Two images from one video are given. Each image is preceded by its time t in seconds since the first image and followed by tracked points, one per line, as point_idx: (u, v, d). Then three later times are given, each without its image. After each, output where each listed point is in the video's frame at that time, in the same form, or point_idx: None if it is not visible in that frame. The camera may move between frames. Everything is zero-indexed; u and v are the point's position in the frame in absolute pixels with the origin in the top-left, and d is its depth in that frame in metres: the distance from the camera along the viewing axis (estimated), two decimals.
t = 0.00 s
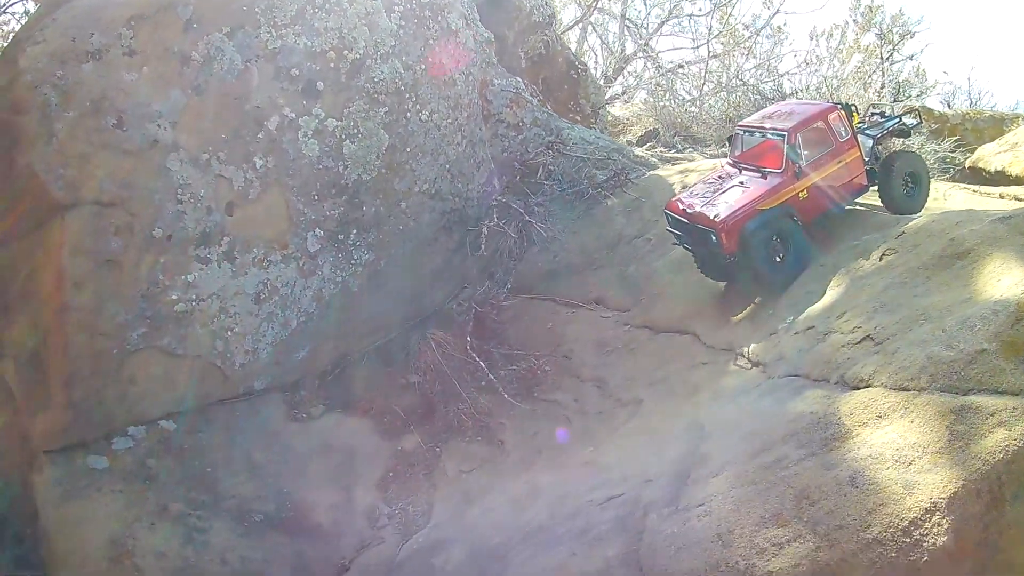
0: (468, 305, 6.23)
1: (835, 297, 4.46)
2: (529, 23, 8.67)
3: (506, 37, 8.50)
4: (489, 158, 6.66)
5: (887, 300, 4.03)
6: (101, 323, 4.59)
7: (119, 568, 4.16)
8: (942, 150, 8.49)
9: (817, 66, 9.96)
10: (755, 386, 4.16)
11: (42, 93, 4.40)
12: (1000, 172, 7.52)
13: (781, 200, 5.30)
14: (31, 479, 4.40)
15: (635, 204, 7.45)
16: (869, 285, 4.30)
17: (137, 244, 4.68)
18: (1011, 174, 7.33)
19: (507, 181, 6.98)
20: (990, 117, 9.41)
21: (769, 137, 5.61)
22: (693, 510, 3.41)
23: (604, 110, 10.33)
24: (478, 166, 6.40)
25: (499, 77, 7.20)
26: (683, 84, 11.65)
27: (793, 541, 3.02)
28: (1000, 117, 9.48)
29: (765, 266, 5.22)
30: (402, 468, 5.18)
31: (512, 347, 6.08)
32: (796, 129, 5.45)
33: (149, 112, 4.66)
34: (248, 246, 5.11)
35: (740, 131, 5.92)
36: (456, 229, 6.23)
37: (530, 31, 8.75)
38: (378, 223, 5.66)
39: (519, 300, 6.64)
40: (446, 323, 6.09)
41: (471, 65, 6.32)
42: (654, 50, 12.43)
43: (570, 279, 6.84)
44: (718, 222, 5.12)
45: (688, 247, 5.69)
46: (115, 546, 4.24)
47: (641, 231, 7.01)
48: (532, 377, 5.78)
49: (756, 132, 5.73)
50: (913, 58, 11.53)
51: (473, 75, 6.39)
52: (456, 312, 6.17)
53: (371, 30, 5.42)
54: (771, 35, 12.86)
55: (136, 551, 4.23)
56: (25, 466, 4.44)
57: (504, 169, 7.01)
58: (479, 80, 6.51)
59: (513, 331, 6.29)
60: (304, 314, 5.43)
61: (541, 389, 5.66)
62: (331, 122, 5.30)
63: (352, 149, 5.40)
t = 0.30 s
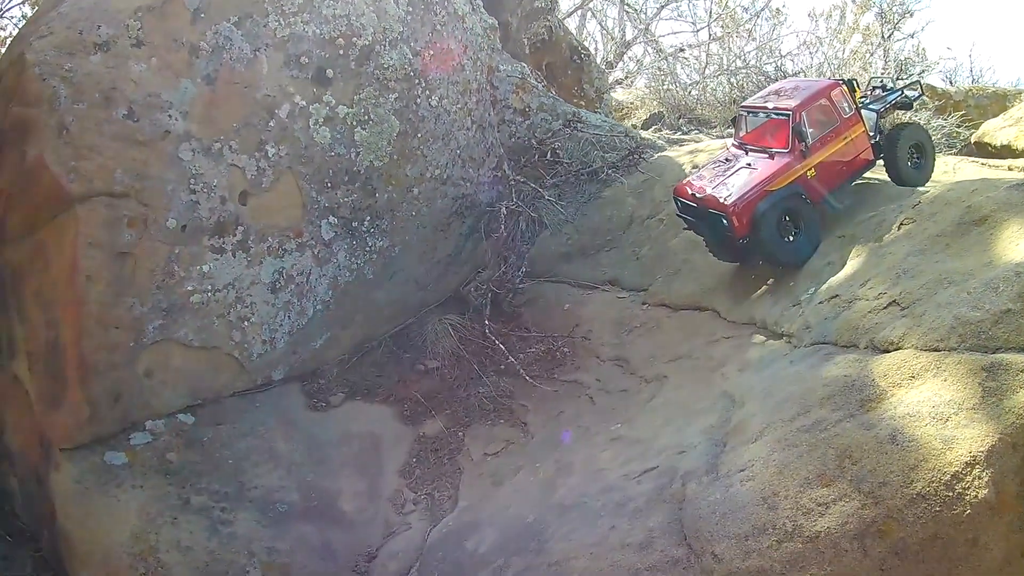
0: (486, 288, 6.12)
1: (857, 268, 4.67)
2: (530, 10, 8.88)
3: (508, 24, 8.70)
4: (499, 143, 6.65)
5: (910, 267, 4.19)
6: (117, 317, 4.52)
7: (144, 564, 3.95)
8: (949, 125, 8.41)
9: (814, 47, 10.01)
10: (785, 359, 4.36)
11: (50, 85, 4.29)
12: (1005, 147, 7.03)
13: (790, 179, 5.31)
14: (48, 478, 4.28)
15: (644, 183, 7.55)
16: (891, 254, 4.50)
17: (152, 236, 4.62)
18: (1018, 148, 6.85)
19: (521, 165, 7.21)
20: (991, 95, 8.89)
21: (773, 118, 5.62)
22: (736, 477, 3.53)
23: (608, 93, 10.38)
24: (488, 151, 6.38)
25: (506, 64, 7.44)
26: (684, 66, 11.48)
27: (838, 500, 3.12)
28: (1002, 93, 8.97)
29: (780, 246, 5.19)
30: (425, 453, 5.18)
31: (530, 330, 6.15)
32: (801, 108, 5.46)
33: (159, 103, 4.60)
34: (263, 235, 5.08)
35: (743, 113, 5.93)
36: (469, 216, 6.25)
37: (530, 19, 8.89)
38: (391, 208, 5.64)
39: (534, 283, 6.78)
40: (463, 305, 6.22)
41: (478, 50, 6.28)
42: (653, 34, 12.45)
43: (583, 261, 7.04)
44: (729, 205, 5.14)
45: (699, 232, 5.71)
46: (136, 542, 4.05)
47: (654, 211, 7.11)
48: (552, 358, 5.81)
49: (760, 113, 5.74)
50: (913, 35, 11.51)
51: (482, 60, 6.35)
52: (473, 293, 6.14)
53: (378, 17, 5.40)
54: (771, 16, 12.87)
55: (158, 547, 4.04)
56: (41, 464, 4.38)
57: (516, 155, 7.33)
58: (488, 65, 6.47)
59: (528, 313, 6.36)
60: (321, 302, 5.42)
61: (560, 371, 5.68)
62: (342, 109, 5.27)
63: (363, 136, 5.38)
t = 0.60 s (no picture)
0: (492, 269, 6.11)
1: (866, 243, 4.70)
2: None
3: (508, 9, 8.73)
4: (501, 127, 6.60)
5: (920, 240, 4.23)
6: (123, 305, 4.46)
7: (154, 555, 3.90)
8: (951, 104, 8.36)
9: (812, 31, 10.01)
10: (797, 332, 4.39)
11: (53, 73, 4.23)
12: (1008, 127, 7.09)
13: (788, 163, 5.33)
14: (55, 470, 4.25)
15: (645, 167, 7.58)
16: (900, 227, 4.55)
17: (157, 222, 4.56)
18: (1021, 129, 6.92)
19: (526, 147, 7.32)
20: (992, 76, 8.99)
21: (768, 102, 5.61)
22: (756, 447, 3.55)
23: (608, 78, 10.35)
24: (491, 135, 6.34)
25: (506, 48, 7.65)
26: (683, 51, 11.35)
27: (859, 469, 3.14)
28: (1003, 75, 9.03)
29: (782, 231, 5.20)
30: (435, 437, 5.17)
31: (536, 312, 6.13)
32: (795, 91, 5.46)
33: (162, 89, 4.55)
34: (268, 220, 5.02)
35: (737, 97, 5.92)
36: (472, 198, 6.15)
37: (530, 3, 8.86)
38: (395, 192, 5.58)
39: (538, 266, 6.73)
40: (471, 289, 6.20)
41: (480, 34, 6.22)
42: (651, 18, 12.40)
43: (591, 241, 6.99)
44: (729, 193, 5.16)
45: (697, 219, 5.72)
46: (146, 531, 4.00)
47: (658, 193, 7.14)
48: (558, 339, 5.81)
49: (754, 97, 5.74)
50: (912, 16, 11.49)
51: (484, 43, 6.29)
52: (478, 275, 6.13)
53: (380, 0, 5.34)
54: None
55: (169, 536, 3.98)
56: (50, 456, 4.37)
57: (519, 139, 7.36)
58: (489, 49, 6.41)
59: (534, 296, 6.34)
60: (326, 286, 5.38)
61: (568, 352, 5.68)
62: (345, 93, 5.21)
63: (367, 120, 5.31)
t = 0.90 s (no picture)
0: (475, 268, 6.04)
1: (853, 229, 4.66)
2: None
3: (486, 6, 8.59)
4: (480, 124, 6.50)
5: (907, 225, 4.19)
6: (106, 315, 4.40)
7: (144, 567, 3.86)
8: (933, 88, 8.45)
9: (792, 19, 9.98)
10: (784, 321, 4.35)
11: (29, 83, 4.17)
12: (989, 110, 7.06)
13: (762, 160, 5.27)
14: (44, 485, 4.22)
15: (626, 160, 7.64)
16: (885, 212, 4.49)
17: (137, 230, 4.50)
18: (1002, 111, 6.88)
19: (507, 144, 7.00)
20: (974, 58, 8.90)
21: (737, 97, 5.53)
22: (747, 439, 3.49)
23: (588, 73, 10.27)
24: (471, 132, 6.25)
25: (483, 46, 7.35)
26: (662, 43, 11.16)
27: (853, 458, 3.08)
28: (985, 57, 8.99)
29: (759, 230, 5.17)
30: (423, 438, 5.13)
31: (522, 309, 6.11)
32: (764, 85, 5.37)
33: (139, 95, 4.49)
34: (249, 225, 4.95)
35: (706, 95, 5.84)
36: (452, 197, 6.05)
37: None
38: (376, 192, 5.48)
39: (522, 262, 6.71)
40: (454, 289, 6.12)
41: (457, 31, 6.15)
42: (630, 11, 12.34)
43: (575, 237, 7.05)
44: (702, 196, 5.12)
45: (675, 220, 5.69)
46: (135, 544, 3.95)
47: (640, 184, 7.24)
48: (544, 336, 5.79)
49: (723, 94, 5.66)
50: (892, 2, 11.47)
51: (462, 41, 6.23)
52: (462, 274, 6.05)
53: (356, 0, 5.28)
54: None
55: (160, 548, 3.93)
56: (37, 472, 4.33)
57: (499, 135, 7.06)
58: (468, 47, 6.35)
59: (518, 291, 6.34)
60: (309, 290, 5.29)
61: (554, 348, 5.65)
62: (323, 95, 5.14)
63: (345, 121, 5.25)
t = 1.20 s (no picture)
0: (460, 275, 6.00)
1: (841, 234, 4.64)
2: None
3: (471, 11, 8.56)
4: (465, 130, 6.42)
5: (894, 230, 4.17)
6: (91, 324, 4.37)
7: None
8: (919, 91, 8.19)
9: (779, 23, 9.95)
10: (772, 327, 4.33)
11: (13, 91, 4.13)
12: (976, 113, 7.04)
13: (739, 176, 5.20)
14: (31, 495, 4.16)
15: (611, 166, 7.59)
16: (872, 218, 4.48)
17: (121, 239, 4.47)
18: (989, 114, 6.86)
19: (491, 151, 7.10)
20: (961, 61, 8.90)
21: (711, 111, 5.45)
22: (733, 447, 3.47)
23: (574, 77, 10.21)
24: (457, 139, 6.17)
25: (468, 50, 7.35)
26: (648, 48, 11.05)
27: (840, 466, 3.06)
28: (971, 60, 8.98)
29: (739, 247, 5.10)
30: (409, 446, 5.10)
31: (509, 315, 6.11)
32: (738, 98, 5.28)
33: (123, 104, 4.45)
34: (234, 233, 4.91)
35: (681, 110, 5.77)
36: (438, 203, 5.98)
37: (493, 4, 8.72)
38: (361, 200, 5.44)
39: (508, 268, 6.67)
40: (440, 295, 6.10)
41: (443, 37, 6.12)
42: (616, 15, 12.30)
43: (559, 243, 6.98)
44: (679, 216, 5.06)
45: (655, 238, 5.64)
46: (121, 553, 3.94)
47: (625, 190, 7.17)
48: (532, 342, 5.79)
49: (697, 108, 5.59)
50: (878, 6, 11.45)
51: (448, 47, 6.19)
52: (448, 281, 6.02)
53: (340, 7, 5.24)
54: None
55: (147, 558, 3.91)
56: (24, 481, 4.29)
57: (485, 142, 7.15)
58: (453, 52, 6.32)
59: (504, 298, 6.29)
60: (294, 298, 5.24)
61: (540, 354, 5.66)
62: (307, 102, 5.10)
63: (330, 128, 5.19)
